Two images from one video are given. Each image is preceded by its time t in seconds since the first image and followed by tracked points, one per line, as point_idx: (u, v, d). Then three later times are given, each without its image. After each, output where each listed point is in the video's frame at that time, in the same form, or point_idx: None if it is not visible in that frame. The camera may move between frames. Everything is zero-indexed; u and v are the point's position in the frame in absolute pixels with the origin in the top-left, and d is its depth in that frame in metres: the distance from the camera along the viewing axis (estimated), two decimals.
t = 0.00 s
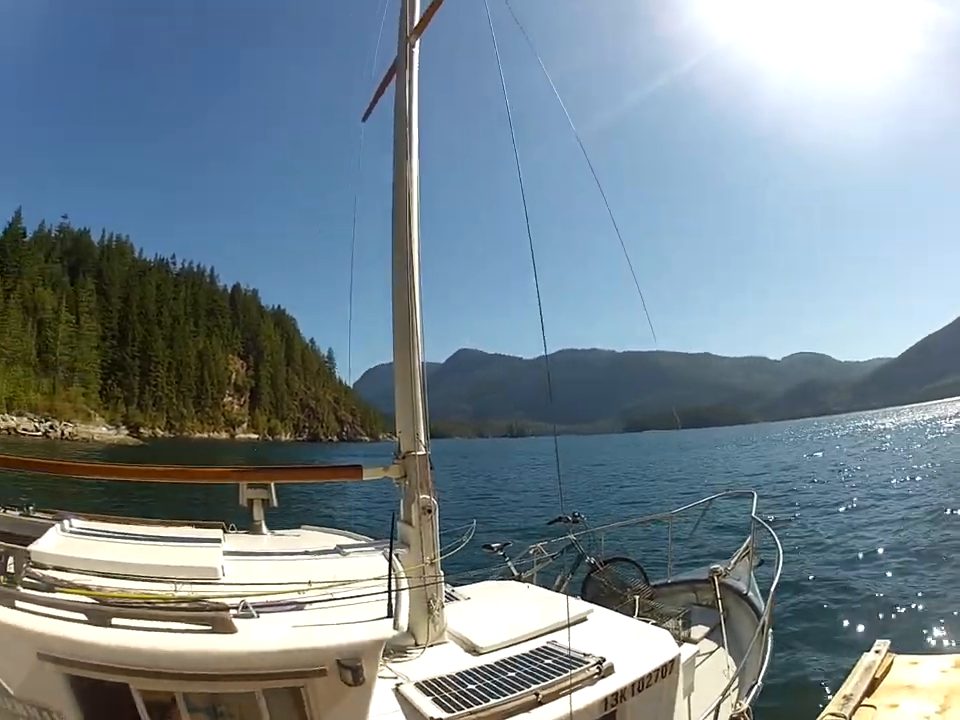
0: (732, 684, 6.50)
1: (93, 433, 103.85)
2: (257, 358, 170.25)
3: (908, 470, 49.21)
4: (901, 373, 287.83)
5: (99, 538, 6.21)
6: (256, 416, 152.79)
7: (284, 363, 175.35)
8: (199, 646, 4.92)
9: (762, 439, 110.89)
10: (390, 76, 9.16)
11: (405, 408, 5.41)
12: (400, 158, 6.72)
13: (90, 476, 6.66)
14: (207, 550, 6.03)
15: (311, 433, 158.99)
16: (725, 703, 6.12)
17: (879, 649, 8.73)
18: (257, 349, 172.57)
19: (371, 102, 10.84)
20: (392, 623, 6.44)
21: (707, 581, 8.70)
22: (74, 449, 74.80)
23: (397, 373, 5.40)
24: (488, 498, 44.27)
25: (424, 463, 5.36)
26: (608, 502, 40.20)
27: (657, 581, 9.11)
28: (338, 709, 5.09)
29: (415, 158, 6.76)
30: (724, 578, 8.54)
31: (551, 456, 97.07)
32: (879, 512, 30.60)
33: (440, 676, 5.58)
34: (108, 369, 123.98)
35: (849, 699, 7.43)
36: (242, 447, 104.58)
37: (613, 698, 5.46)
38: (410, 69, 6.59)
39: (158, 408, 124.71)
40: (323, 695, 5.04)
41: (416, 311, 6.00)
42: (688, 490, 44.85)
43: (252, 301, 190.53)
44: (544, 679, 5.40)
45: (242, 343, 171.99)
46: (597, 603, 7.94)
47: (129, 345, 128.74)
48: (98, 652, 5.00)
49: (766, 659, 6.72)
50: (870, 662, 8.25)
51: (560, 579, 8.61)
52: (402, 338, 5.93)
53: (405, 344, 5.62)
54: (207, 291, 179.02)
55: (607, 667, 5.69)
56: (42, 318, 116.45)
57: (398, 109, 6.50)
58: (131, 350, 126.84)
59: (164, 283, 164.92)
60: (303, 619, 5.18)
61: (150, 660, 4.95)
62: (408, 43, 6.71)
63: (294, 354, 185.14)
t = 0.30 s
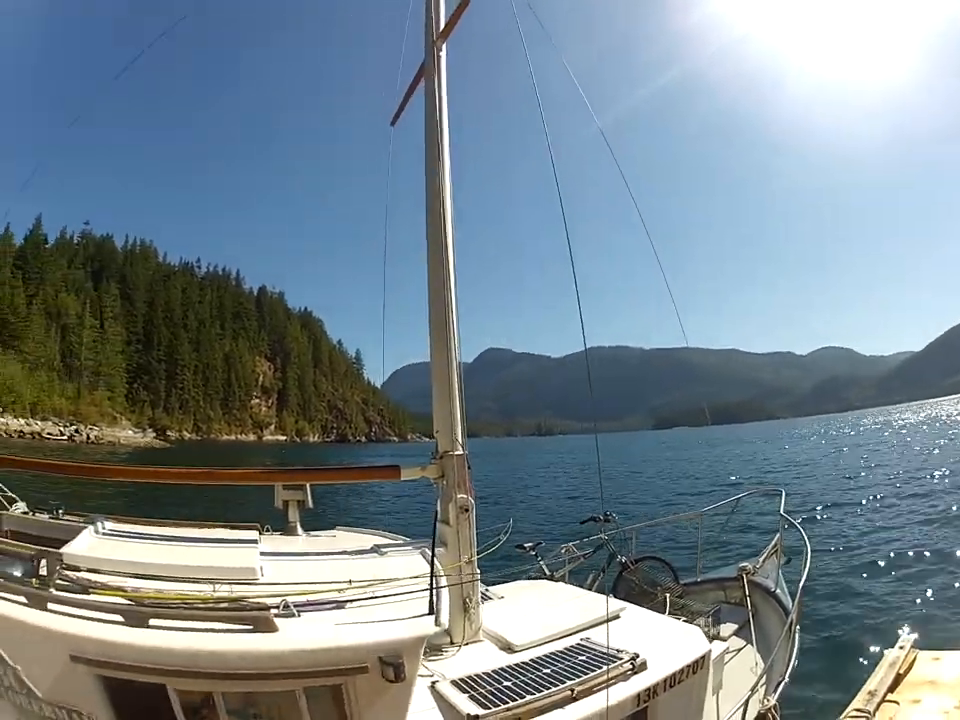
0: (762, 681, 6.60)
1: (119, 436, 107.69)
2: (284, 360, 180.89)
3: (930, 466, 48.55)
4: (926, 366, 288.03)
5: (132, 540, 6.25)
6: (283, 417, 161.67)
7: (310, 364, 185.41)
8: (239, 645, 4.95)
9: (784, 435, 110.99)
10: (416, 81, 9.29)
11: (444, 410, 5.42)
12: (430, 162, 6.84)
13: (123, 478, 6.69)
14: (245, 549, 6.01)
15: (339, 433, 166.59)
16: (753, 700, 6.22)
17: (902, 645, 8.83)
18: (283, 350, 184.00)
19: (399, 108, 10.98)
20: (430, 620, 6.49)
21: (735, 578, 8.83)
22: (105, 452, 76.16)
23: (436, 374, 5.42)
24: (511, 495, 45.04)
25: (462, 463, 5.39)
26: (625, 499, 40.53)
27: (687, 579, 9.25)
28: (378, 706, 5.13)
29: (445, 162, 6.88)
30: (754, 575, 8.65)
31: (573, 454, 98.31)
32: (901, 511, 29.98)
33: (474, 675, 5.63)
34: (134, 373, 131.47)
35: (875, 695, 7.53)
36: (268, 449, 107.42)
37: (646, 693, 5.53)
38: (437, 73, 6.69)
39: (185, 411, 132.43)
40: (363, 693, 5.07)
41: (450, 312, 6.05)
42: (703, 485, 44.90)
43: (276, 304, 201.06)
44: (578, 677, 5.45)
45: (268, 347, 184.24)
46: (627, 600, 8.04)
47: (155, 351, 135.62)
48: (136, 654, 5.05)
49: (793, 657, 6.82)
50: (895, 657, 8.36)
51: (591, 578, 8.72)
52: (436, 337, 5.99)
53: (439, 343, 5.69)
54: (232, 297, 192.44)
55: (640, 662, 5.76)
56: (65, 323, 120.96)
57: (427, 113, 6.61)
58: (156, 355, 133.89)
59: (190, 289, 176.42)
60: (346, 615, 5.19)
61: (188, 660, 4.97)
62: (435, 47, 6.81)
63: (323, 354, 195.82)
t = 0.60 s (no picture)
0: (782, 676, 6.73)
1: (141, 435, 108.73)
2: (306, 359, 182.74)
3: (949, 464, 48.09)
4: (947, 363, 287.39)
5: (159, 538, 6.28)
6: (308, 415, 163.98)
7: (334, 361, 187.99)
8: (273, 640, 4.97)
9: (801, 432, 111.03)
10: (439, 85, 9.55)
11: (475, 407, 5.51)
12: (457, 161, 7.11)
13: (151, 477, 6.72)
14: (276, 547, 6.05)
15: (363, 432, 170.43)
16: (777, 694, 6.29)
17: (919, 641, 8.93)
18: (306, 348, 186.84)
19: (423, 110, 11.25)
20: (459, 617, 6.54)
21: (759, 576, 8.93)
22: (128, 450, 76.61)
23: (467, 371, 5.52)
24: (528, 491, 45.50)
25: (492, 460, 5.46)
26: (641, 495, 40.72)
27: (711, 577, 9.36)
28: (411, 701, 5.15)
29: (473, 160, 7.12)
30: (776, 572, 8.74)
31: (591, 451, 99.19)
32: (920, 510, 29.42)
33: (503, 669, 5.68)
34: (157, 370, 131.98)
35: (893, 691, 7.67)
36: (290, 447, 107.98)
37: (673, 687, 5.59)
38: (462, 74, 6.96)
39: (208, 408, 133.47)
40: (396, 685, 5.10)
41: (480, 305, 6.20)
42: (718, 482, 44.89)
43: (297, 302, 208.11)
44: (607, 671, 5.49)
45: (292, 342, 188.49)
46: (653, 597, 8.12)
47: (176, 349, 135.33)
48: (165, 651, 5.06)
49: (815, 654, 6.92)
50: (913, 655, 8.46)
51: (617, 575, 8.81)
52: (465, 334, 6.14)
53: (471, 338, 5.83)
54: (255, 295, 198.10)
55: (666, 657, 5.83)
56: (85, 325, 118.48)
57: (453, 117, 6.86)
58: (179, 353, 133.82)
59: (211, 287, 177.69)
60: (381, 610, 5.27)
61: (219, 656, 5.00)
62: (458, 48, 7.06)
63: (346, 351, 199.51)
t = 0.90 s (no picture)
0: (803, 673, 6.82)
1: (162, 436, 109.83)
2: (329, 359, 183.00)
3: None
4: None
5: (187, 538, 6.28)
6: (333, 414, 167.44)
7: (358, 361, 189.41)
8: (312, 640, 4.98)
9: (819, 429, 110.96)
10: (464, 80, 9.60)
11: (505, 406, 5.54)
12: (480, 159, 7.22)
13: (177, 477, 6.69)
14: (309, 546, 6.06)
15: (386, 431, 174.08)
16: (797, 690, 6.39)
17: (939, 638, 8.96)
18: (329, 348, 187.97)
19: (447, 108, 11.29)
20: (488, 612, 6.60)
21: (782, 572, 9.02)
22: (153, 451, 77.36)
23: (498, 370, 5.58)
24: (548, 489, 45.90)
25: (524, 458, 5.46)
26: (658, 494, 40.86)
27: (735, 574, 9.51)
28: (448, 698, 5.17)
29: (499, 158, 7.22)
30: (799, 569, 8.81)
31: (610, 449, 100.12)
32: (944, 511, 28.81)
33: (533, 667, 5.72)
34: (180, 371, 133.45)
35: (909, 687, 7.79)
36: (313, 447, 108.68)
37: (700, 683, 5.66)
38: (485, 72, 7.06)
39: (232, 409, 135.32)
40: (433, 683, 5.12)
41: (507, 302, 6.25)
42: (734, 479, 44.80)
43: (322, 303, 208.37)
44: (635, 667, 5.53)
45: (315, 343, 189.88)
46: (678, 593, 8.31)
47: (198, 349, 137.07)
48: (201, 653, 5.06)
49: (834, 653, 6.97)
50: (931, 651, 8.54)
51: (644, 572, 8.97)
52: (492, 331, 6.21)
53: (498, 334, 5.87)
54: (279, 297, 198.01)
55: (695, 654, 5.86)
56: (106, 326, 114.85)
57: (477, 115, 6.93)
58: (202, 355, 135.66)
59: (233, 289, 179.41)
60: (417, 607, 5.33)
61: (252, 658, 4.99)
62: (481, 47, 7.15)
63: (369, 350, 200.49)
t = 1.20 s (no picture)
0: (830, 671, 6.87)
1: (188, 437, 111.42)
2: (354, 359, 185.53)
3: None
4: None
5: (219, 541, 6.31)
6: (358, 414, 169.82)
7: (382, 362, 191.60)
8: (350, 641, 4.99)
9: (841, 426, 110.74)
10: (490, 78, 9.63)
11: (541, 405, 5.62)
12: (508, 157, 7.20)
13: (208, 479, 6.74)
14: (344, 547, 6.09)
15: (413, 431, 175.47)
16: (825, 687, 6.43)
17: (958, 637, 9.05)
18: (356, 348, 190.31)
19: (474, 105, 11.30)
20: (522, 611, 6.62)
21: (809, 570, 9.10)
22: (183, 454, 78.48)
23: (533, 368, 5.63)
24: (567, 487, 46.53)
25: (559, 457, 5.54)
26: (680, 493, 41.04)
27: (762, 572, 9.60)
28: (484, 697, 5.20)
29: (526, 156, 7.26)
30: (827, 566, 8.89)
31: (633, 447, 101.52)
32: None
33: (566, 666, 5.75)
34: (205, 372, 135.02)
35: (931, 684, 7.89)
36: (341, 447, 109.98)
37: (731, 680, 5.68)
38: (509, 72, 7.22)
39: (258, 410, 137.59)
40: (470, 683, 5.15)
41: (537, 300, 6.24)
42: (753, 477, 44.71)
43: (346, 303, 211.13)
44: (667, 665, 5.56)
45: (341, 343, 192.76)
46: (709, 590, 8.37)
47: (224, 350, 139.59)
48: (234, 655, 5.06)
49: (860, 650, 7.06)
50: (953, 650, 8.62)
51: (674, 571, 9.07)
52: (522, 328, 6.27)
53: (531, 333, 5.88)
54: (303, 299, 201.81)
55: (725, 651, 5.89)
56: (130, 328, 116.78)
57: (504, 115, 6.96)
58: (227, 356, 137.80)
59: (257, 290, 183.26)
60: (454, 608, 5.36)
61: (286, 659, 4.99)
62: (504, 47, 7.30)
63: (395, 350, 202.91)
